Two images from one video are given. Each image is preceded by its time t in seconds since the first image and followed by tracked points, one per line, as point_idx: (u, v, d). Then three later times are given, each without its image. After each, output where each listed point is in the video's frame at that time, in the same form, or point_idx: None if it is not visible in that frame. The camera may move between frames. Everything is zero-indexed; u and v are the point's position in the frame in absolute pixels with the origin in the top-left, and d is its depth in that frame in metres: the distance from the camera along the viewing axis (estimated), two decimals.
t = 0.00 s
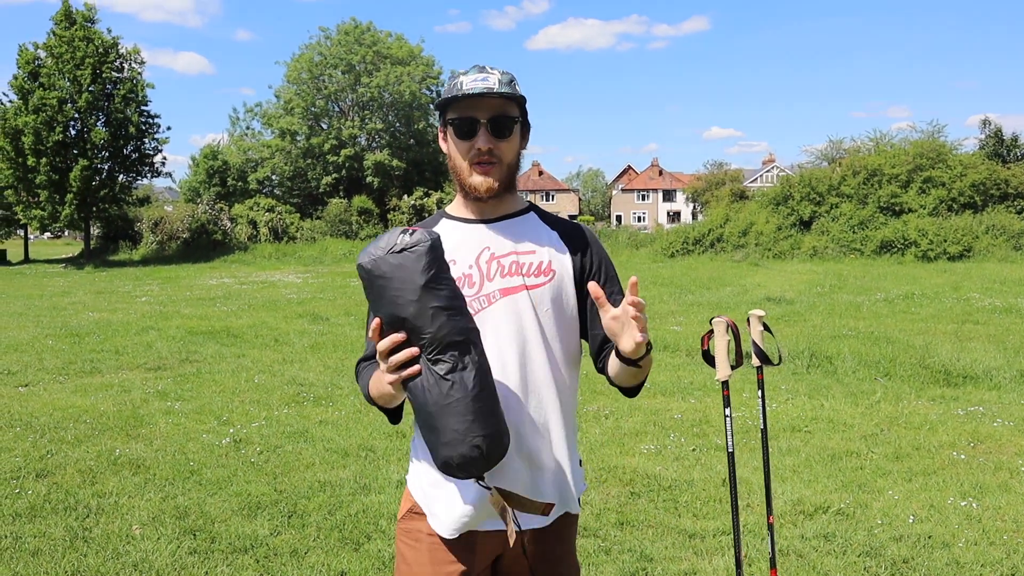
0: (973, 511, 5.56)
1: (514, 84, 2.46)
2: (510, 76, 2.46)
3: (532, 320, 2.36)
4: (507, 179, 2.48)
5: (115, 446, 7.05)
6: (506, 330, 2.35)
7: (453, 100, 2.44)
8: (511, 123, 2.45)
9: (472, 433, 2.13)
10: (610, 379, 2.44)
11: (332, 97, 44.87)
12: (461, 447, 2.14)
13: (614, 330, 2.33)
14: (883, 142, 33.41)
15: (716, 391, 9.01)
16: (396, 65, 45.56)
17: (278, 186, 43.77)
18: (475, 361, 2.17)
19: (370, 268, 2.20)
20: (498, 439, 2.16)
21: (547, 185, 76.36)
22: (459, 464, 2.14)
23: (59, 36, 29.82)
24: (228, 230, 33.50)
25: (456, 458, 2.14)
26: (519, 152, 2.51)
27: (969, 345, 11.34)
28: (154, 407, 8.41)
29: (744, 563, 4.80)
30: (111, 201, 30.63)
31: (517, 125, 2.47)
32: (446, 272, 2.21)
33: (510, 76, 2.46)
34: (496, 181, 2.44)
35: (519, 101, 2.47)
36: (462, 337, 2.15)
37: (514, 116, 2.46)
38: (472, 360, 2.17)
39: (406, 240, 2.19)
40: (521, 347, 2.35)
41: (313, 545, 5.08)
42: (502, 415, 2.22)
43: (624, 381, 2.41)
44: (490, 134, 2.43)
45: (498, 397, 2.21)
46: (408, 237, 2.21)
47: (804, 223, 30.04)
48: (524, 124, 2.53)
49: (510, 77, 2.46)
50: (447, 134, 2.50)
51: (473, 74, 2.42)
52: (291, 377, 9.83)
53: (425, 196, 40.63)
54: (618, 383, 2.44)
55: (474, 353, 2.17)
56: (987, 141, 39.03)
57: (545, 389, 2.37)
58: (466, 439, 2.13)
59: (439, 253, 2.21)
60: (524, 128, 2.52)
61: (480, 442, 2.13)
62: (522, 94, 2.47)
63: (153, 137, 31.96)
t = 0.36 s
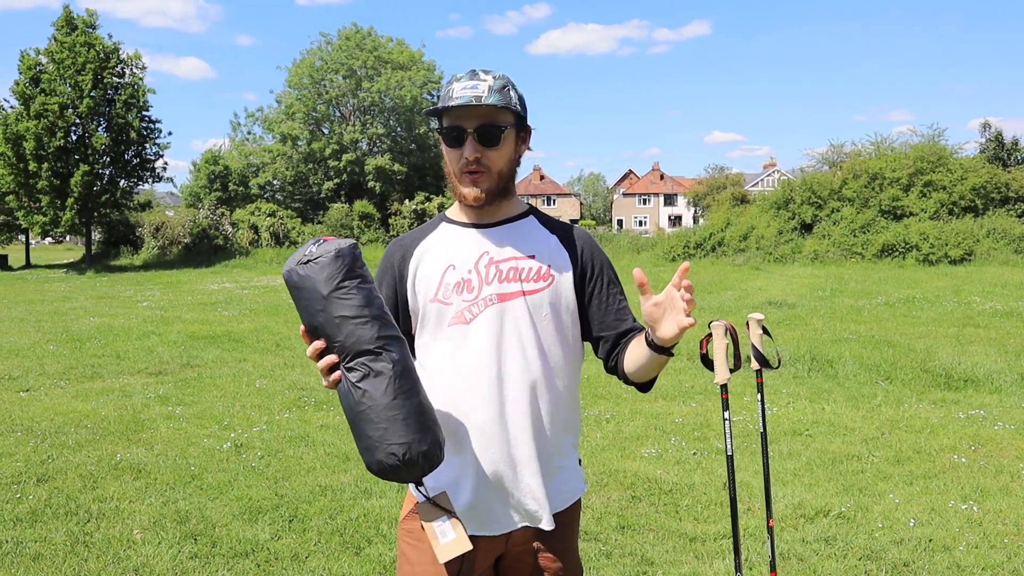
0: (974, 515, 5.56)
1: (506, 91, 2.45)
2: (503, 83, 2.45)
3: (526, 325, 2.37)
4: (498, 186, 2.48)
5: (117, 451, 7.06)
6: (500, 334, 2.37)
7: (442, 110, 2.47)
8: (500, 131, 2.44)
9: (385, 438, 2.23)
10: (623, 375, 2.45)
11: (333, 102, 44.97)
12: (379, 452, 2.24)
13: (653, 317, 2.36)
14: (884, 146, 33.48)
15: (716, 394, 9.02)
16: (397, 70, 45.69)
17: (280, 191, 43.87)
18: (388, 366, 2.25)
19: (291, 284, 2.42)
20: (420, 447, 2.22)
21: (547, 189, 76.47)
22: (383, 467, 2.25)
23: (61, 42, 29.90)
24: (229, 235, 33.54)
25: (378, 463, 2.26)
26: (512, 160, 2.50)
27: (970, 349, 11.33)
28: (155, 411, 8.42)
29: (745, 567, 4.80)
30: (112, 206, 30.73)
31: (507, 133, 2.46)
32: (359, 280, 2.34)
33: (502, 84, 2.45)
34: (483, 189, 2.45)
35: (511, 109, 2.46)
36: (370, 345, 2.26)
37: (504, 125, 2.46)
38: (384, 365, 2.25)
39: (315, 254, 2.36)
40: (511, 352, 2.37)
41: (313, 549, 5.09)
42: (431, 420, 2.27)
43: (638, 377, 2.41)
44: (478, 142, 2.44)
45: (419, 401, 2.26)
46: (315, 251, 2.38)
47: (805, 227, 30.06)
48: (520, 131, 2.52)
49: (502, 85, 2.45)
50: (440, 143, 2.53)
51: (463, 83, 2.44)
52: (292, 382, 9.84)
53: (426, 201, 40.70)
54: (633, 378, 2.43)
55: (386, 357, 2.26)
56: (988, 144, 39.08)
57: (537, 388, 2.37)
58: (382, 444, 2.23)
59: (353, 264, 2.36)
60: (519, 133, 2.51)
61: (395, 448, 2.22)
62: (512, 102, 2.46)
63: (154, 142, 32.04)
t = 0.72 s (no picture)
0: (982, 516, 5.54)
1: (526, 101, 2.42)
2: (523, 91, 2.42)
3: (533, 326, 2.37)
4: (512, 196, 2.47)
5: (123, 452, 7.08)
6: (506, 334, 2.36)
7: (458, 120, 2.43)
8: (518, 145, 2.42)
9: (387, 394, 2.19)
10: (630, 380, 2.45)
11: (338, 104, 45.04)
12: (391, 413, 2.19)
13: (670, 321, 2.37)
14: (890, 145, 33.38)
15: (722, 395, 9.00)
16: (401, 71, 45.74)
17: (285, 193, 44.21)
18: (332, 350, 2.22)
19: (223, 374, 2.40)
20: (431, 381, 2.19)
21: (553, 190, 76.50)
22: (410, 427, 2.19)
23: (67, 44, 29.98)
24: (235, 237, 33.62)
25: (410, 429, 2.20)
26: (527, 169, 2.49)
27: (978, 349, 11.28)
28: (161, 413, 8.44)
29: (751, 568, 4.79)
30: (119, 208, 30.84)
31: (526, 146, 2.45)
32: (256, 316, 2.34)
33: (522, 92, 2.42)
34: (499, 199, 2.46)
35: (530, 122, 2.43)
36: (303, 349, 2.23)
37: (523, 136, 2.43)
38: (328, 353, 2.22)
39: (210, 333, 2.34)
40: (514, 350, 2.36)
41: (319, 551, 5.08)
42: (415, 363, 2.23)
43: (647, 383, 2.42)
44: (497, 155, 2.42)
45: (380, 357, 2.23)
46: (207, 333, 2.36)
47: (811, 227, 29.99)
48: (536, 140, 2.50)
49: (522, 93, 2.41)
50: (457, 148, 2.50)
51: (484, 94, 2.39)
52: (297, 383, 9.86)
53: (432, 202, 40.76)
54: (639, 384, 2.44)
55: (323, 347, 2.23)
56: (995, 143, 38.91)
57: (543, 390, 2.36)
58: (391, 405, 2.18)
59: (243, 311, 2.36)
60: (535, 140, 2.50)
61: (405, 397, 2.18)
62: (530, 113, 2.43)
63: (160, 145, 32.15)
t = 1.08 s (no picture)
0: (984, 516, 5.53)
1: (527, 98, 2.42)
2: (524, 89, 2.42)
3: (530, 327, 2.35)
4: (514, 194, 2.47)
5: (124, 453, 7.08)
6: (504, 336, 2.36)
7: (460, 117, 2.43)
8: (519, 143, 2.42)
9: (383, 385, 2.18)
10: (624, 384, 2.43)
11: (338, 104, 45.03)
12: (388, 405, 2.18)
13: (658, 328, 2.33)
14: (891, 145, 33.38)
15: (723, 395, 8.99)
16: (401, 72, 45.75)
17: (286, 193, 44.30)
18: (324, 347, 2.22)
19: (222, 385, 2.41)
20: (425, 371, 2.19)
21: (553, 190, 76.51)
22: (411, 417, 2.18)
23: (67, 45, 29.99)
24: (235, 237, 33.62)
25: (412, 420, 2.20)
26: (528, 167, 2.48)
27: (979, 349, 11.27)
28: (162, 414, 8.43)
29: (753, 568, 4.78)
30: (119, 209, 30.83)
31: (527, 144, 2.44)
32: (250, 320, 2.33)
33: (523, 90, 2.42)
34: (501, 198, 2.45)
35: (531, 120, 2.42)
36: (296, 348, 2.23)
37: (524, 133, 2.43)
38: (320, 350, 2.23)
39: (204, 340, 2.35)
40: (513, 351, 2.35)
41: (321, 551, 5.08)
42: (408, 355, 2.23)
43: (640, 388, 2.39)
44: (499, 153, 2.41)
45: (374, 350, 2.23)
46: (201, 345, 2.37)
47: (811, 227, 29.99)
48: (538, 139, 2.49)
49: (523, 91, 2.42)
50: (457, 146, 2.50)
51: (484, 92, 2.38)
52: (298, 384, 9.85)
53: (432, 203, 40.74)
54: (632, 390, 2.41)
55: (315, 344, 2.22)
56: (995, 144, 38.91)
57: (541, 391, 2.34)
58: (387, 399, 2.18)
59: (236, 316, 2.37)
60: (537, 139, 2.49)
61: (401, 388, 2.17)
62: (531, 110, 2.42)
63: (161, 145, 32.16)
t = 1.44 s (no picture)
0: (985, 515, 5.52)
1: (523, 87, 2.44)
2: (519, 79, 2.45)
3: (529, 330, 2.37)
4: (514, 184, 2.46)
5: (124, 453, 7.07)
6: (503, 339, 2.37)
7: (459, 103, 2.44)
8: (519, 128, 2.43)
9: (478, 371, 2.17)
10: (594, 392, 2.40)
11: (338, 104, 45.01)
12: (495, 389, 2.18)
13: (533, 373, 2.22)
14: (891, 144, 33.36)
15: (724, 395, 8.98)
16: (401, 72, 45.75)
17: (285, 193, 44.32)
18: (415, 354, 2.18)
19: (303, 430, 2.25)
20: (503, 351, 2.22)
21: (553, 190, 76.56)
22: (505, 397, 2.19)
23: (67, 46, 30.01)
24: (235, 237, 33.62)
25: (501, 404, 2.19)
26: (528, 156, 2.49)
27: (979, 348, 11.26)
28: (162, 414, 8.43)
29: (754, 568, 4.78)
30: (120, 209, 30.82)
31: (527, 130, 2.46)
32: (323, 357, 2.21)
33: (519, 80, 2.45)
34: (503, 186, 2.44)
35: (529, 105, 2.45)
36: (390, 362, 2.17)
37: (523, 121, 2.45)
38: (412, 359, 2.18)
39: (285, 396, 2.16)
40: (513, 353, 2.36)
41: (321, 551, 5.08)
42: (484, 342, 2.24)
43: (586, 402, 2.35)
44: (499, 138, 2.42)
45: (460, 342, 2.22)
46: (274, 396, 2.21)
47: (811, 226, 30.00)
48: (535, 129, 2.51)
49: (519, 81, 2.44)
50: (458, 138, 2.49)
51: (482, 78, 2.41)
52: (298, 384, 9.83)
53: (432, 202, 40.74)
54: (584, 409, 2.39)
55: (406, 353, 2.18)
56: (996, 143, 38.90)
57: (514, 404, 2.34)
58: (485, 384, 2.17)
59: (304, 357, 2.22)
60: (534, 130, 2.51)
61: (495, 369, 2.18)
62: (530, 97, 2.45)
63: (161, 146, 32.18)
